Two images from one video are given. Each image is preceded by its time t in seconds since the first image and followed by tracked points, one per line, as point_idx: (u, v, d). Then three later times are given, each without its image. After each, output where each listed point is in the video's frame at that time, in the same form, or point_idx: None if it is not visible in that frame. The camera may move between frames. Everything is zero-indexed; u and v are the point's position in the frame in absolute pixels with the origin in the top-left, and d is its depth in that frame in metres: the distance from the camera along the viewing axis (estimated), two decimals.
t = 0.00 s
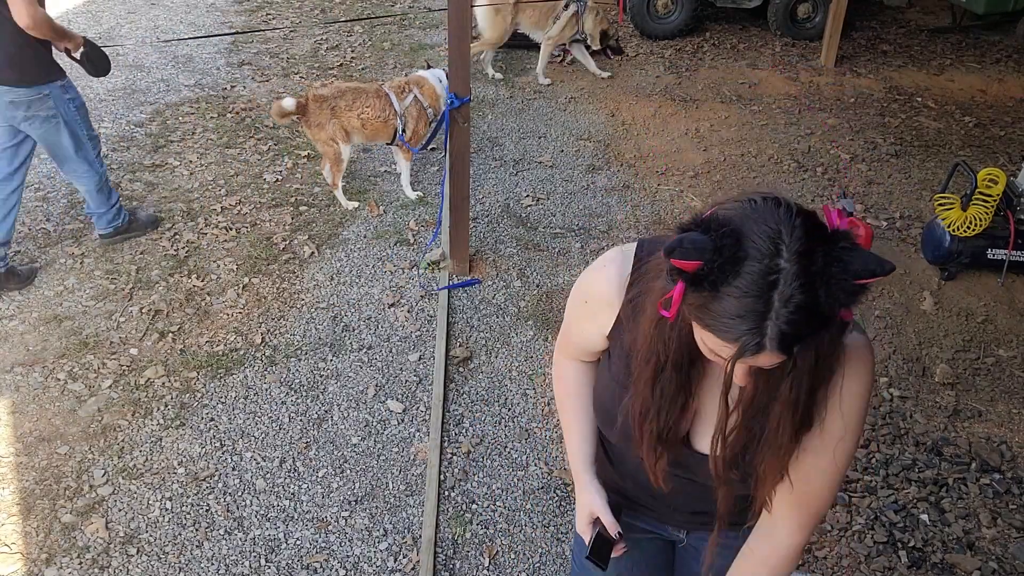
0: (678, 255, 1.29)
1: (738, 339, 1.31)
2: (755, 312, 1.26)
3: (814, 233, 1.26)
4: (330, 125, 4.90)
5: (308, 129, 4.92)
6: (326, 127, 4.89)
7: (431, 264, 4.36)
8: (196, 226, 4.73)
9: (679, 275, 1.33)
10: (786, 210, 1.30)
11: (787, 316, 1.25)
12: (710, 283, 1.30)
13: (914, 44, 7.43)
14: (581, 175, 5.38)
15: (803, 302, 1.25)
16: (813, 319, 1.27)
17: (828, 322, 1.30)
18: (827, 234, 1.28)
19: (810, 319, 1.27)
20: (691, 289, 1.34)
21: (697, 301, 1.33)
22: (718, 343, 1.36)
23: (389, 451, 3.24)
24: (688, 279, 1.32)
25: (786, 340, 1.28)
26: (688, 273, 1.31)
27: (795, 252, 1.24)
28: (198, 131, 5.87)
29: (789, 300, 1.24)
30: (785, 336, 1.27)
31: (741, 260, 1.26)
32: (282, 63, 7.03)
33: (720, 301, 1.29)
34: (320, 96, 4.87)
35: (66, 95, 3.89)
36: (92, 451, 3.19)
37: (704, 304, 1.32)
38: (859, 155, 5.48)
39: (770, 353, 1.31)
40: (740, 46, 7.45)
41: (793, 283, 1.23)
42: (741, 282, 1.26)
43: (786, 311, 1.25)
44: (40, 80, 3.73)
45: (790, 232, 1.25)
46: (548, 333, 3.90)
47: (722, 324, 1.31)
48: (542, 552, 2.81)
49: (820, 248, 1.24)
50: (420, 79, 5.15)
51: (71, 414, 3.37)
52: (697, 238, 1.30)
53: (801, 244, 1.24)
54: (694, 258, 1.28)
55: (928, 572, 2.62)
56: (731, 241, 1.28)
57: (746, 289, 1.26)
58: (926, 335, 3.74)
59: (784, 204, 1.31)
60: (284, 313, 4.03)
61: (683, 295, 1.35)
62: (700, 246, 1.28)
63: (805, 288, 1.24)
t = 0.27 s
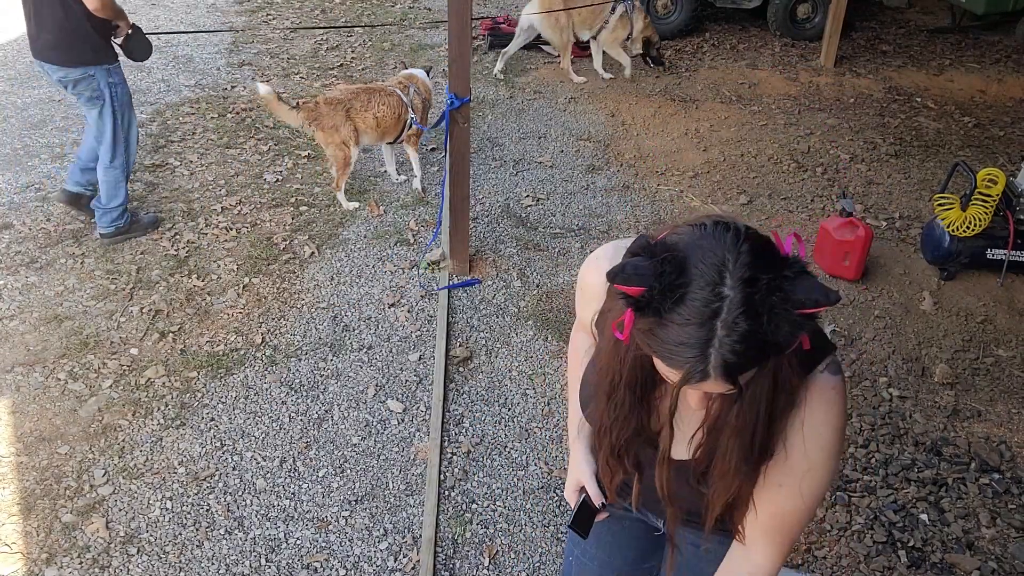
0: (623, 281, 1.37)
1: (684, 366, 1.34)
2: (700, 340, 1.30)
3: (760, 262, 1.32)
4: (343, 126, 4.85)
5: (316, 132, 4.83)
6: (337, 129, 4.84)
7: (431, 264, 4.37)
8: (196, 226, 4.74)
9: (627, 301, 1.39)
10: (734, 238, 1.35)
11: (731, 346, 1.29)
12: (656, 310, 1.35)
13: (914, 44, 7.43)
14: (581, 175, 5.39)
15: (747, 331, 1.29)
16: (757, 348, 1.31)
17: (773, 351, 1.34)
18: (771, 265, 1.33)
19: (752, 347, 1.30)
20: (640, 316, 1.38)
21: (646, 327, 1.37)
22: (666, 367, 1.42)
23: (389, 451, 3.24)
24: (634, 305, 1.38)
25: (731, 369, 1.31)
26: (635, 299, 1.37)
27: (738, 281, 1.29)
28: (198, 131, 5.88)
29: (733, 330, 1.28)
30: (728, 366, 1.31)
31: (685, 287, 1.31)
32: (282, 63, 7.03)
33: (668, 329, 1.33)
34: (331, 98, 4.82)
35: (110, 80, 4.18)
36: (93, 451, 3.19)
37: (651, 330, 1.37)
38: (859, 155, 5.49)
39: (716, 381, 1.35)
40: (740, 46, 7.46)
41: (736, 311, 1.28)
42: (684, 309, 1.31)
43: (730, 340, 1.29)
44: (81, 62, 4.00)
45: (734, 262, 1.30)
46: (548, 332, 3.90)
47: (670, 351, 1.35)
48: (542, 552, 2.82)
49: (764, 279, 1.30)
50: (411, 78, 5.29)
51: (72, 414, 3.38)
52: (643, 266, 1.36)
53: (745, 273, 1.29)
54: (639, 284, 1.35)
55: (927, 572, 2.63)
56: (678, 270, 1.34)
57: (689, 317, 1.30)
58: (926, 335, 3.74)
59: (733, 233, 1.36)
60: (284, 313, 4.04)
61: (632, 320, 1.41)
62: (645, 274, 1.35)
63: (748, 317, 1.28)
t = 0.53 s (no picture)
0: (592, 330, 1.37)
1: (658, 411, 1.35)
2: (671, 386, 1.31)
3: (729, 306, 1.31)
4: (366, 125, 4.95)
5: (337, 133, 4.90)
6: (359, 129, 4.93)
7: (431, 264, 4.37)
8: (196, 226, 4.74)
9: (598, 347, 1.40)
10: (703, 281, 1.35)
11: (703, 391, 1.29)
12: (627, 356, 1.35)
13: (914, 44, 7.44)
14: (581, 175, 5.39)
15: (718, 376, 1.28)
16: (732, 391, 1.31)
17: (746, 394, 1.34)
18: (738, 307, 1.33)
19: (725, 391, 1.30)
20: (612, 362, 1.39)
21: (620, 372, 1.38)
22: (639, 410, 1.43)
23: (389, 452, 3.24)
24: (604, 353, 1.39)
25: (704, 414, 1.31)
26: (605, 346, 1.38)
27: (706, 326, 1.29)
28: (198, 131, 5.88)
29: (704, 375, 1.28)
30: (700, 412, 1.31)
31: (654, 334, 1.32)
32: (282, 63, 7.04)
33: (639, 375, 1.34)
34: (348, 97, 4.87)
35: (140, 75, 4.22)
36: (92, 451, 3.19)
37: (624, 375, 1.37)
38: (859, 155, 5.49)
39: (690, 425, 1.35)
40: (740, 46, 7.46)
41: (704, 356, 1.28)
42: (653, 356, 1.31)
43: (702, 385, 1.29)
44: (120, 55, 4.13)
45: (702, 307, 1.30)
46: (548, 332, 3.90)
47: (643, 396, 1.35)
48: (542, 552, 2.82)
49: (733, 323, 1.30)
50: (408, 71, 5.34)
51: (72, 413, 3.38)
52: (610, 313, 1.36)
53: (713, 318, 1.29)
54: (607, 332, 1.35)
55: (927, 572, 2.63)
56: (646, 316, 1.34)
57: (660, 363, 1.31)
58: (926, 336, 3.74)
59: (701, 275, 1.36)
60: (284, 313, 4.04)
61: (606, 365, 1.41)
62: (612, 322, 1.35)
63: (718, 362, 1.28)
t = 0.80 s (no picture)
0: (583, 307, 1.34)
1: (652, 387, 1.31)
2: (664, 361, 1.27)
3: (719, 280, 1.29)
4: (383, 124, 4.98)
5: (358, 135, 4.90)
6: (377, 130, 4.94)
7: (431, 264, 4.37)
8: (196, 226, 4.74)
9: (590, 326, 1.37)
10: (693, 259, 1.33)
11: (695, 366, 1.26)
12: (619, 333, 1.32)
13: (914, 44, 7.44)
14: (581, 175, 5.39)
15: (710, 350, 1.25)
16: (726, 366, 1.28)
17: (740, 369, 1.30)
18: (731, 280, 1.31)
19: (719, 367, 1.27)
20: (606, 340, 1.35)
21: (613, 350, 1.34)
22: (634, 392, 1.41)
23: (389, 451, 3.24)
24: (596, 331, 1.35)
25: (698, 388, 1.28)
26: (596, 324, 1.35)
27: (697, 301, 1.27)
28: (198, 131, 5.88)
29: (696, 349, 1.25)
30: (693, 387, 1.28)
31: (644, 309, 1.29)
32: (282, 63, 7.04)
33: (633, 351, 1.30)
34: (366, 97, 4.87)
35: (201, 61, 4.43)
36: (92, 451, 3.19)
37: (616, 353, 1.34)
38: (859, 155, 5.49)
39: (684, 402, 1.31)
40: (740, 46, 7.46)
41: (697, 329, 1.25)
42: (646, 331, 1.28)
43: (694, 359, 1.26)
44: (176, 40, 4.28)
45: (692, 282, 1.28)
46: (548, 332, 3.90)
47: (637, 374, 1.31)
48: (542, 552, 2.82)
49: (723, 297, 1.27)
50: (410, 66, 5.40)
51: (72, 413, 3.38)
52: (601, 290, 1.33)
53: (703, 292, 1.27)
54: (599, 308, 1.32)
55: (927, 572, 2.63)
56: (637, 292, 1.31)
57: (653, 339, 1.28)
58: (926, 336, 3.74)
59: (691, 253, 1.34)
60: (284, 313, 4.04)
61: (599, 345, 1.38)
62: (603, 298, 1.32)
63: (710, 336, 1.25)
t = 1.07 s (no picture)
0: (589, 271, 1.34)
1: (661, 349, 1.31)
2: (673, 321, 1.27)
3: (724, 240, 1.29)
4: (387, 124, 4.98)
5: (362, 135, 4.90)
6: (382, 130, 4.93)
7: (431, 264, 4.37)
8: (196, 226, 4.74)
9: (597, 290, 1.37)
10: (699, 222, 1.33)
11: (704, 324, 1.25)
12: (626, 296, 1.32)
13: (914, 44, 7.44)
14: (581, 175, 5.39)
15: (718, 309, 1.25)
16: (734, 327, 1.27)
17: (749, 328, 1.30)
18: (736, 241, 1.30)
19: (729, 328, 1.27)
20: (614, 305, 1.35)
21: (621, 315, 1.34)
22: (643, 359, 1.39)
23: (389, 451, 3.24)
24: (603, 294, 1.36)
25: (707, 348, 1.27)
26: (603, 288, 1.35)
27: (703, 261, 1.26)
28: (198, 131, 5.89)
29: (703, 308, 1.25)
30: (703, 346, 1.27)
31: (651, 271, 1.29)
32: (282, 63, 7.05)
33: (641, 314, 1.30)
34: (373, 98, 4.90)
35: (243, 42, 4.66)
36: (92, 451, 3.19)
37: (624, 317, 1.34)
38: (859, 155, 5.48)
39: (694, 362, 1.30)
40: (740, 46, 7.46)
41: (704, 288, 1.25)
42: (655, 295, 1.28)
43: (703, 318, 1.25)
44: (220, 25, 4.54)
45: (698, 242, 1.28)
46: (548, 333, 3.90)
47: (647, 335, 1.30)
48: (542, 552, 2.82)
49: (729, 255, 1.26)
50: (409, 67, 5.41)
51: (72, 414, 3.38)
52: (607, 254, 1.34)
53: (709, 252, 1.26)
54: (604, 271, 1.32)
55: (927, 572, 2.63)
56: (644, 254, 1.31)
57: (661, 300, 1.28)
58: (926, 336, 3.74)
59: (696, 216, 1.34)
60: (284, 313, 4.04)
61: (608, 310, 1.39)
62: (609, 261, 1.32)
63: (718, 294, 1.25)
